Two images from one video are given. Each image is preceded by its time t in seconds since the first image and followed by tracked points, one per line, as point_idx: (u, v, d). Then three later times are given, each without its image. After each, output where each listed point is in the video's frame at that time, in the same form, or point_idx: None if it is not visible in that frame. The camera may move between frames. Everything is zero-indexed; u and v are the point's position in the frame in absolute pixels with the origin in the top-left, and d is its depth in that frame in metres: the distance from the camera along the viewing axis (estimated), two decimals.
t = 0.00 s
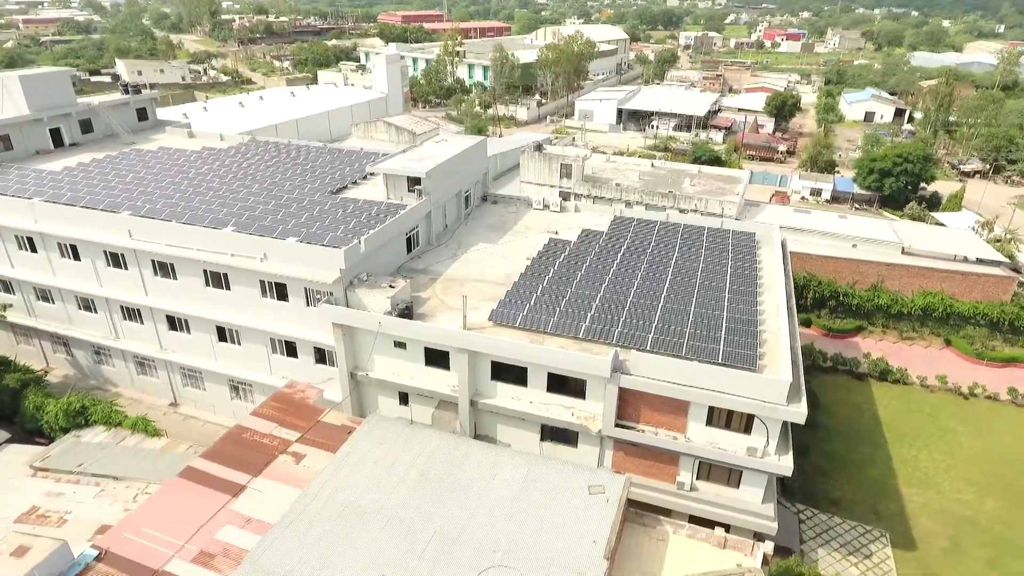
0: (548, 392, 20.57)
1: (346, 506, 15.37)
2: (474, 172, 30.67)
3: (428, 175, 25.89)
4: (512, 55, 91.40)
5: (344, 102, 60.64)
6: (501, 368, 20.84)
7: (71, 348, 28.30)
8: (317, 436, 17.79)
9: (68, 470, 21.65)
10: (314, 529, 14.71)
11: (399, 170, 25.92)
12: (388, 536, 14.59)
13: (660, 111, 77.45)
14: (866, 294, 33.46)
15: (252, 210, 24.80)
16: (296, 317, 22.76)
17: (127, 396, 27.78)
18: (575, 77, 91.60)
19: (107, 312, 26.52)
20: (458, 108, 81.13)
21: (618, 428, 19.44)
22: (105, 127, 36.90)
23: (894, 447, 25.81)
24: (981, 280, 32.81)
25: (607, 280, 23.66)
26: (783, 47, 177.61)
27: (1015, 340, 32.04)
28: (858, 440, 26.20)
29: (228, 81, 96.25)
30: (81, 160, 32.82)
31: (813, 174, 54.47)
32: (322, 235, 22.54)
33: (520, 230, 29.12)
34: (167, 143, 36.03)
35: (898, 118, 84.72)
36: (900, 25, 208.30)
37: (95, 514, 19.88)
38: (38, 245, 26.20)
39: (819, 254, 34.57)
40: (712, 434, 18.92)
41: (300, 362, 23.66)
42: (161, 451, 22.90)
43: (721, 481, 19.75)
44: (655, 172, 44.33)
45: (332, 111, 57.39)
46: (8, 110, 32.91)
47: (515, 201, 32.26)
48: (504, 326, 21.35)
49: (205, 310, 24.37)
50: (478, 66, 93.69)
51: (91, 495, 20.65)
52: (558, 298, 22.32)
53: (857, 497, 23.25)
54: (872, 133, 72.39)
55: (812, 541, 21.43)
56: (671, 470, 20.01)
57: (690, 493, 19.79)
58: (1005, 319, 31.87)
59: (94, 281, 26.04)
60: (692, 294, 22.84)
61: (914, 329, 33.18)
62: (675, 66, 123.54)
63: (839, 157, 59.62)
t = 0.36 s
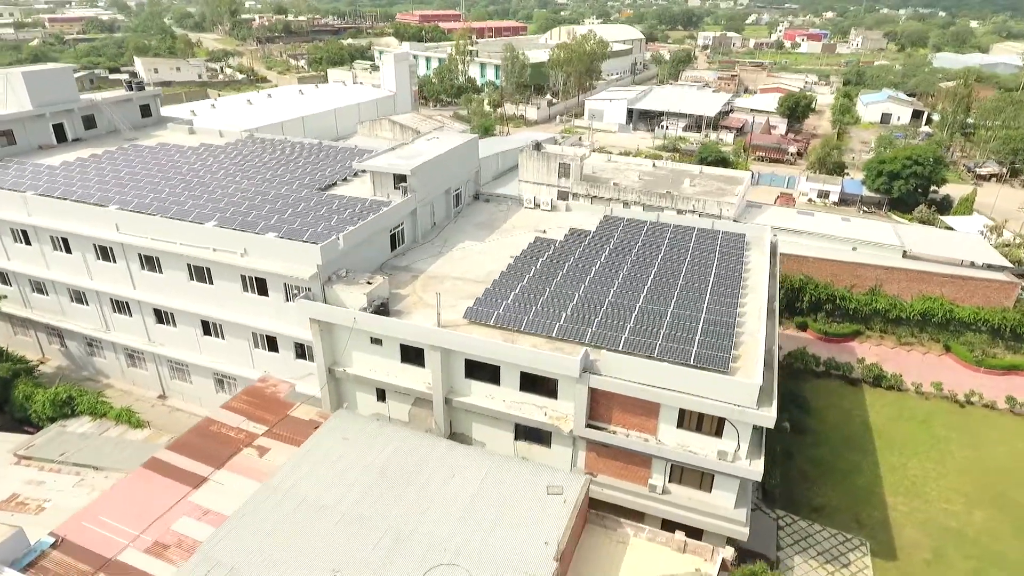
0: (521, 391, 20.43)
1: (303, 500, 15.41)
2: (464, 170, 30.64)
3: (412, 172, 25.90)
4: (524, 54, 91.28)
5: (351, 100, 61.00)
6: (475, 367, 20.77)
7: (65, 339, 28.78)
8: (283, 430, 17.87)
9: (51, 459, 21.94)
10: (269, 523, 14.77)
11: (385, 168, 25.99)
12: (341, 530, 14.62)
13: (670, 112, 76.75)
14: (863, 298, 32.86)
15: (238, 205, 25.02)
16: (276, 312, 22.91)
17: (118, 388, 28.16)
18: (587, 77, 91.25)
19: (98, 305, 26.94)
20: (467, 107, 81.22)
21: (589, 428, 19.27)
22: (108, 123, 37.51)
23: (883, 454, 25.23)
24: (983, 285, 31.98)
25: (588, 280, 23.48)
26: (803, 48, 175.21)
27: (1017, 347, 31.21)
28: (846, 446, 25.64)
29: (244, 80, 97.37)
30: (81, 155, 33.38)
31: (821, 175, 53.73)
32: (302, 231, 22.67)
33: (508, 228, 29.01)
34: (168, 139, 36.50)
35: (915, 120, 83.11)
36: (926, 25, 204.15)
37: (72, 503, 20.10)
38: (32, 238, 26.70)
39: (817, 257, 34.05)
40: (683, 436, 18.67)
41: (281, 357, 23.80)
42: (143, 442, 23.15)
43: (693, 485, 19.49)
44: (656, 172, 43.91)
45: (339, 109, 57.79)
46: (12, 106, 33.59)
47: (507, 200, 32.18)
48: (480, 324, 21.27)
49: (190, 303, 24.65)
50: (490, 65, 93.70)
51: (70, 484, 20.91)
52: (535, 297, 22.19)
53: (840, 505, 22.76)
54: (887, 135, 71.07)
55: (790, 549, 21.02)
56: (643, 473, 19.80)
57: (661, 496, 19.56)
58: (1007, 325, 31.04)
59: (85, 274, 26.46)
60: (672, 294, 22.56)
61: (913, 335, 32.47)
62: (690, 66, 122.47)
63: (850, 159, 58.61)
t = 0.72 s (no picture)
0: (495, 390, 20.34)
1: (262, 493, 15.50)
2: (457, 168, 30.64)
3: (400, 169, 25.96)
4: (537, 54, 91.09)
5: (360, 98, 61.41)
6: (450, 364, 20.74)
7: (62, 330, 29.34)
8: (252, 423, 18.00)
9: (37, 446, 22.28)
10: (226, 514, 14.88)
11: (373, 165, 26.07)
12: (296, 524, 14.68)
13: (683, 112, 75.98)
14: (863, 302, 32.18)
15: (226, 200, 25.29)
16: (259, 306, 23.11)
17: (111, 378, 28.63)
18: (601, 76, 90.81)
19: (92, 297, 27.42)
20: (479, 106, 81.32)
21: (560, 429, 19.12)
22: (114, 119, 38.17)
23: (872, 463, 24.66)
24: (987, 292, 31.10)
25: (570, 279, 23.30)
26: (827, 49, 172.40)
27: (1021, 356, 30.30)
28: (835, 453, 25.09)
29: (261, 77, 98.52)
30: (85, 150, 34.02)
31: (831, 178, 52.85)
32: (284, 226, 22.83)
33: (498, 226, 28.93)
34: (171, 135, 37.03)
35: (936, 123, 81.30)
36: (955, 26, 199.63)
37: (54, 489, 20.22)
38: (29, 230, 27.27)
39: (816, 260, 33.43)
40: (654, 439, 18.43)
41: (264, 350, 24.01)
42: (127, 432, 23.48)
43: (665, 488, 19.26)
44: (658, 173, 43.50)
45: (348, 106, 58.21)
46: (20, 101, 34.35)
47: (500, 198, 32.10)
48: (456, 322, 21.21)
49: (178, 296, 24.96)
50: (504, 65, 93.71)
51: (53, 472, 21.26)
52: (514, 295, 22.09)
53: (823, 512, 22.30)
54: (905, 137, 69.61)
55: (766, 556, 20.69)
56: (615, 474, 19.61)
57: (633, 498, 19.36)
58: (1011, 333, 30.16)
59: (79, 266, 26.94)
60: (654, 295, 22.28)
61: (914, 341, 31.72)
62: (708, 67, 121.26)
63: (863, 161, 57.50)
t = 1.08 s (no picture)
0: (470, 387, 20.28)
1: (225, 484, 15.66)
2: (451, 165, 30.65)
3: (389, 165, 26.04)
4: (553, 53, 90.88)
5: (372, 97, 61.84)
6: (427, 360, 20.74)
7: (63, 320, 29.99)
8: (224, 415, 18.21)
9: (27, 432, 22.76)
10: (187, 504, 15.05)
11: (362, 161, 26.18)
12: (254, 515, 14.79)
13: (697, 112, 75.17)
14: (863, 307, 31.52)
15: (217, 195, 25.63)
16: (244, 299, 23.38)
17: (108, 368, 29.19)
18: (617, 76, 90.27)
19: (90, 288, 27.99)
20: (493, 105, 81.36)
21: (532, 428, 19.00)
22: (123, 114, 38.92)
23: (861, 471, 24.09)
24: (993, 298, 30.19)
25: (554, 277, 23.17)
26: (853, 50, 169.19)
27: None
28: (824, 460, 24.56)
29: (281, 75, 99.74)
30: (92, 144, 34.74)
31: (844, 180, 51.83)
32: (270, 221, 23.06)
33: (490, 224, 28.88)
34: (177, 131, 37.66)
35: (960, 125, 79.30)
36: (988, 28, 194.79)
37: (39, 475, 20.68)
38: (31, 222, 27.92)
39: (816, 264, 32.85)
40: (625, 440, 18.22)
41: (250, 343, 24.28)
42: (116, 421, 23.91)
43: (638, 490, 19.03)
44: (662, 173, 43.07)
45: (359, 104, 58.62)
46: (31, 97, 35.20)
47: (495, 196, 32.05)
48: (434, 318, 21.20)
49: (169, 289, 25.36)
50: (519, 64, 93.67)
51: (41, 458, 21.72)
52: (495, 293, 22.03)
53: (806, 520, 21.85)
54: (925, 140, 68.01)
55: (744, 563, 20.29)
56: (588, 475, 19.44)
57: (606, 500, 19.16)
58: (1017, 341, 29.26)
59: (77, 258, 27.51)
60: (636, 295, 22.04)
61: (915, 347, 30.96)
62: (728, 68, 119.86)
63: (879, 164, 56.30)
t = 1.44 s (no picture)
0: (447, 384, 20.28)
1: (191, 472, 15.88)
2: (447, 163, 30.69)
3: (380, 162, 26.15)
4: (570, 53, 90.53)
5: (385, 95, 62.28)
6: (405, 356, 20.80)
7: (66, 310, 30.71)
8: (199, 405, 18.48)
9: (21, 418, 23.34)
10: (151, 491, 15.29)
11: (354, 157, 26.36)
12: (215, 503, 14.96)
13: (714, 113, 74.25)
14: (864, 312, 30.84)
15: (211, 190, 26.02)
16: (232, 292, 23.70)
17: (108, 357, 29.84)
18: (634, 76, 89.61)
19: (90, 279, 28.60)
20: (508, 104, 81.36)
21: (505, 426, 18.92)
22: (134, 110, 39.71)
23: (851, 479, 23.53)
24: (1000, 305, 29.28)
25: (538, 275, 23.05)
26: (882, 51, 165.54)
27: None
28: (812, 467, 24.03)
29: (301, 73, 100.95)
30: (101, 138, 35.52)
31: (859, 183, 50.76)
32: (258, 215, 23.33)
33: (482, 222, 28.87)
34: (184, 126, 38.32)
35: (988, 128, 77.08)
36: None
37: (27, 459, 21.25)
38: (36, 213, 28.65)
39: (817, 267, 32.25)
40: (596, 440, 18.05)
41: (239, 336, 24.61)
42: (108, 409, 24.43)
43: (611, 492, 18.84)
44: (668, 173, 42.62)
45: (372, 103, 59.05)
46: (45, 92, 36.10)
47: (491, 194, 32.01)
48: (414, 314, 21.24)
49: (162, 281, 25.80)
50: (537, 63, 93.52)
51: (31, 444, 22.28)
52: (477, 289, 21.97)
53: (789, 528, 21.39)
54: (949, 143, 66.23)
55: (720, 569, 19.95)
56: (562, 475, 19.30)
57: (579, 500, 19.00)
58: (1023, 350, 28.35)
59: (78, 249, 28.14)
60: (618, 294, 21.80)
61: (918, 354, 30.18)
62: (751, 69, 118.18)
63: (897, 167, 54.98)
